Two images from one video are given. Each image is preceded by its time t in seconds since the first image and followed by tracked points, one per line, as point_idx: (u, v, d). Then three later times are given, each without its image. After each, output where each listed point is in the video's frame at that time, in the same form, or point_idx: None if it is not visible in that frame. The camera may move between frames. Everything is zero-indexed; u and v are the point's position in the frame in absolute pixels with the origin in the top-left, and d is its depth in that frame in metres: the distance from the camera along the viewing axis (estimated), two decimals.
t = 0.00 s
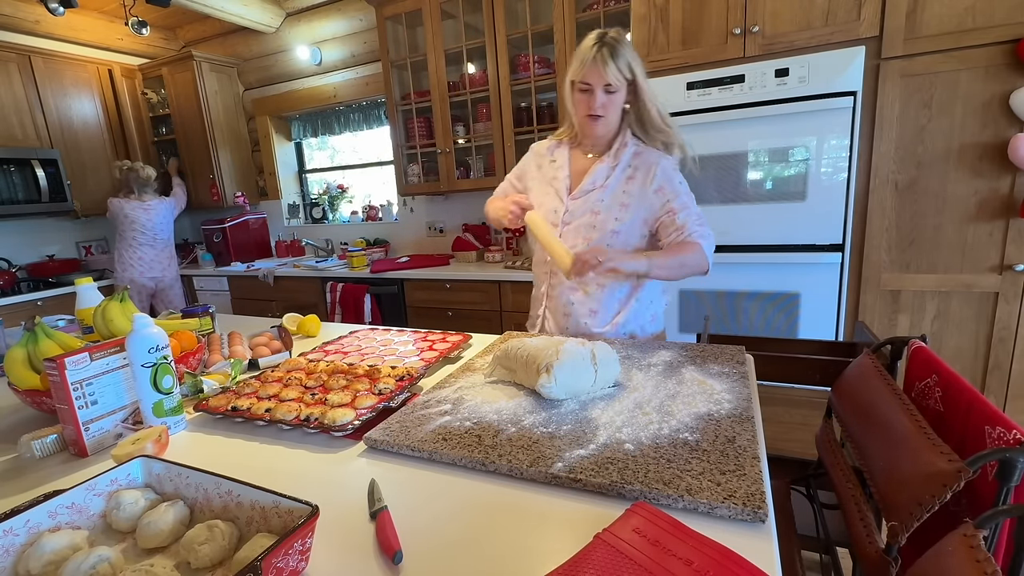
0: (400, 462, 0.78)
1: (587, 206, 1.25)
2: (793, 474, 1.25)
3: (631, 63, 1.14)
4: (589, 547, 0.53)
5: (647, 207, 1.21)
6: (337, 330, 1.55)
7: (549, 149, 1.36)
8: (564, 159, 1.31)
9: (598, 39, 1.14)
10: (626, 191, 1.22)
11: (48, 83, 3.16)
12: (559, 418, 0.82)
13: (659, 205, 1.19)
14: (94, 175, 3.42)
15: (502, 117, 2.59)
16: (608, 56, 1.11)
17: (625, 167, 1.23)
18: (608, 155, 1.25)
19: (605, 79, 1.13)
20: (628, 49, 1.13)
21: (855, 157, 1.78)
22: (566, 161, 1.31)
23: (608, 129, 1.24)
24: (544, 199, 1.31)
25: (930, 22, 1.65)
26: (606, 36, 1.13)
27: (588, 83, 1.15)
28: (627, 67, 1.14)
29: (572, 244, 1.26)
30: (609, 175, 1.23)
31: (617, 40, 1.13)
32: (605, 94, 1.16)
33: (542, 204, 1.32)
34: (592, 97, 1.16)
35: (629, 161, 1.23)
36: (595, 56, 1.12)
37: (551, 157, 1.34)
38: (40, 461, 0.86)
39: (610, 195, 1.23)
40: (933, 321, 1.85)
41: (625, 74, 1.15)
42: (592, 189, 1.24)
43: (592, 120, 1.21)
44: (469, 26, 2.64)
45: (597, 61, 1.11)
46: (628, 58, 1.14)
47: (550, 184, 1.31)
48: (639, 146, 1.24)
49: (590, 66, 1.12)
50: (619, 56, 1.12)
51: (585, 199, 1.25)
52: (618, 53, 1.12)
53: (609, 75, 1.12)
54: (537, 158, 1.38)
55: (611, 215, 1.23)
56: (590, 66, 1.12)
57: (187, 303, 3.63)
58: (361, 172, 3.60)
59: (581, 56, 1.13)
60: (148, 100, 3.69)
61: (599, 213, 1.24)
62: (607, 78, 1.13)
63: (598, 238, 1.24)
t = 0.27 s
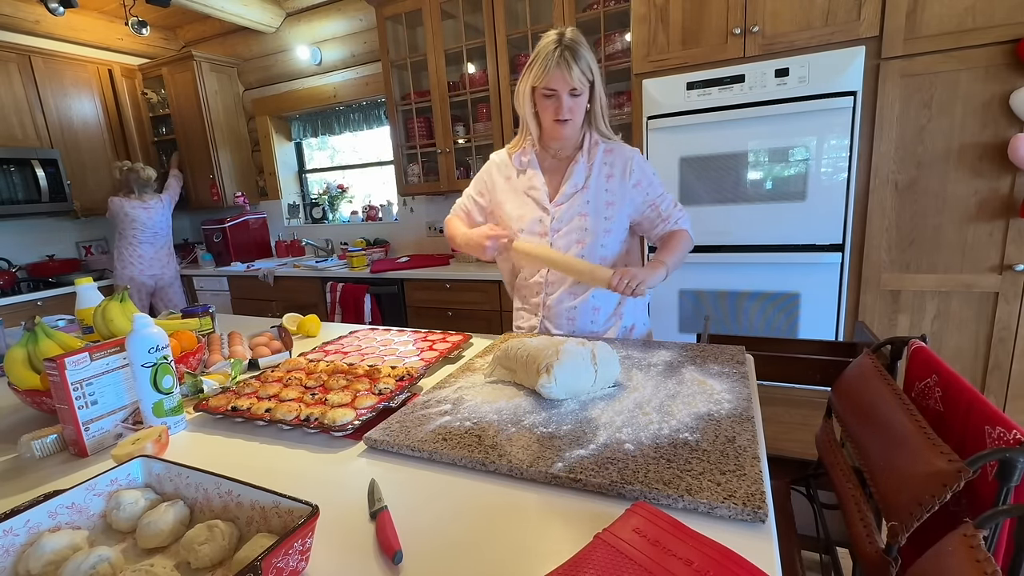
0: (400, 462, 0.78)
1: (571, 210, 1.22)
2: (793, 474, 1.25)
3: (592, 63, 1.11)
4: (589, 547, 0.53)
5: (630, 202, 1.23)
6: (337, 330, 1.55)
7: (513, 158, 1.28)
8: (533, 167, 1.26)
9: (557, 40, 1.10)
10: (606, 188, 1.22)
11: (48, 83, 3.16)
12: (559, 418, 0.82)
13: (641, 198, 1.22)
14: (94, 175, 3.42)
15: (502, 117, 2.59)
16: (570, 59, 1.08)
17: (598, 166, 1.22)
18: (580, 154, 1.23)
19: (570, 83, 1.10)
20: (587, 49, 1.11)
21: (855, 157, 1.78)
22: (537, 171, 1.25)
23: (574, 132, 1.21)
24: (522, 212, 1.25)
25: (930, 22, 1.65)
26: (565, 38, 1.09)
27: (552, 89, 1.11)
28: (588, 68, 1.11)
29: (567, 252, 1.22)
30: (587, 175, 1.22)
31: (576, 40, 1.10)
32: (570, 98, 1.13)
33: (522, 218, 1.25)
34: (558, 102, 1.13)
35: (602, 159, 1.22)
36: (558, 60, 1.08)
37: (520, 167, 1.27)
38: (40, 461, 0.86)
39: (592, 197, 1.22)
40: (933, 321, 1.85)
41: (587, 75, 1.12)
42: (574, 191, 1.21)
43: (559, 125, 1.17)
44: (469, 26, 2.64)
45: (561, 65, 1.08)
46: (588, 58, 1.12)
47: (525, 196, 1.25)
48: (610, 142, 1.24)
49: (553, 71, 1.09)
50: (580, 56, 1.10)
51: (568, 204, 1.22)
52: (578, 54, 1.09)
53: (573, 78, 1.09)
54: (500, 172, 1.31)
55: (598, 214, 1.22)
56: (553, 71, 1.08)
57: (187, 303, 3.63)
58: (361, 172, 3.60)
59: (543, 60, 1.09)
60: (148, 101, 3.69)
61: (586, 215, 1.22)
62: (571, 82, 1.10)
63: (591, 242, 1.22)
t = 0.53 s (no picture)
0: (400, 462, 0.78)
1: (572, 214, 1.22)
2: (793, 474, 1.25)
3: (588, 63, 1.11)
4: (589, 547, 0.53)
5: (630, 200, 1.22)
6: (337, 330, 1.55)
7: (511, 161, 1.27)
8: (533, 169, 1.24)
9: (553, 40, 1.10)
10: (606, 190, 1.22)
11: (48, 83, 3.15)
12: (559, 418, 0.82)
13: (641, 197, 1.21)
14: (94, 176, 3.42)
15: (502, 117, 2.59)
16: (565, 59, 1.08)
17: (598, 167, 1.22)
18: (580, 155, 1.23)
19: (566, 83, 1.10)
20: (583, 49, 1.11)
21: (855, 157, 1.78)
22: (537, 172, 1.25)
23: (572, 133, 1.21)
24: (523, 215, 1.25)
25: (930, 22, 1.65)
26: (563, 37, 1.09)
27: (548, 89, 1.11)
28: (585, 68, 1.11)
29: (571, 254, 1.23)
30: (588, 177, 1.22)
31: (572, 40, 1.10)
32: (567, 98, 1.13)
33: (526, 223, 1.24)
34: (554, 103, 1.13)
35: (601, 158, 1.23)
36: (553, 61, 1.08)
37: (519, 170, 1.25)
38: (40, 461, 0.86)
39: (593, 199, 1.22)
40: (933, 321, 1.85)
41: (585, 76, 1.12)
42: (577, 194, 1.22)
43: (556, 126, 1.17)
44: (469, 25, 2.64)
45: (557, 65, 1.08)
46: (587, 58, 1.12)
47: (528, 200, 1.25)
48: (609, 142, 1.24)
49: (548, 71, 1.09)
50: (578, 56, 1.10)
51: (570, 207, 1.22)
52: (575, 54, 1.09)
53: (569, 79, 1.10)
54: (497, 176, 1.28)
55: (600, 216, 1.22)
56: (549, 71, 1.09)
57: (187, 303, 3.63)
58: (361, 172, 3.60)
59: (538, 60, 1.09)
60: (148, 100, 3.69)
61: (588, 218, 1.22)
62: (567, 82, 1.10)
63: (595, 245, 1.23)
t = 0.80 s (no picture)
0: (400, 462, 0.78)
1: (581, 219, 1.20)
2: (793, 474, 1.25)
3: (598, 61, 1.06)
4: (589, 547, 0.53)
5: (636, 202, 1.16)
6: (337, 330, 1.55)
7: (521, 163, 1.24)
8: (544, 172, 1.22)
9: (561, 36, 1.05)
10: (615, 192, 1.17)
11: (48, 83, 3.15)
12: (559, 418, 0.82)
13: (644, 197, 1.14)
14: (94, 176, 3.42)
15: (502, 117, 2.59)
16: (574, 56, 1.03)
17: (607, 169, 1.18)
18: (589, 156, 1.19)
19: (575, 82, 1.05)
20: (593, 45, 1.05)
21: (855, 157, 1.78)
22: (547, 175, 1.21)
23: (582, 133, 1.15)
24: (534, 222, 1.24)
25: (930, 22, 1.65)
26: (573, 33, 1.04)
27: (556, 88, 1.06)
28: (594, 66, 1.06)
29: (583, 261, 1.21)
30: (596, 179, 1.18)
31: (581, 36, 1.05)
32: (576, 97, 1.07)
33: (537, 229, 1.24)
34: (562, 103, 1.08)
35: (610, 158, 1.18)
36: (561, 58, 1.03)
37: (530, 173, 1.23)
38: (40, 461, 0.87)
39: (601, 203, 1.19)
40: (933, 321, 1.85)
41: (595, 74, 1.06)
42: (586, 199, 1.18)
43: (565, 126, 1.12)
44: (469, 25, 2.64)
45: (564, 63, 1.03)
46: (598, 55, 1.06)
47: (539, 205, 1.23)
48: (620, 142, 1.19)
49: (556, 69, 1.04)
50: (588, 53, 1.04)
51: (580, 212, 1.20)
52: (585, 51, 1.04)
53: (578, 77, 1.04)
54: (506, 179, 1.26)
55: (608, 220, 1.19)
56: (557, 69, 1.03)
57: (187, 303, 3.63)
58: (361, 172, 3.60)
59: (546, 58, 1.04)
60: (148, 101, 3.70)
61: (597, 223, 1.19)
62: (576, 81, 1.05)
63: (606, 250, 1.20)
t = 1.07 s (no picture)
0: (400, 462, 0.78)
1: (595, 222, 1.17)
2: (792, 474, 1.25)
3: (613, 56, 0.99)
4: (589, 547, 0.53)
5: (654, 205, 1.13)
6: (337, 330, 1.55)
7: (537, 157, 1.20)
8: (560, 170, 1.18)
9: (571, 31, 0.99)
10: (633, 194, 1.14)
11: (48, 83, 3.15)
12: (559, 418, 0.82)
13: (668, 199, 1.11)
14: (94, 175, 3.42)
15: (502, 117, 2.60)
16: (584, 56, 0.97)
17: (626, 170, 1.14)
18: (607, 155, 1.14)
19: (585, 85, 1.00)
20: (609, 39, 0.98)
21: (855, 157, 1.79)
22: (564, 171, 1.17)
23: (599, 130, 1.11)
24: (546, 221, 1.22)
25: (930, 22, 1.65)
26: (583, 27, 0.98)
27: (566, 90, 1.02)
28: (609, 63, 0.99)
29: (595, 268, 1.20)
30: (614, 180, 1.14)
31: (594, 30, 0.98)
32: (587, 99, 1.03)
33: (548, 230, 1.22)
34: (573, 104, 1.04)
35: (632, 157, 1.14)
36: (571, 59, 0.98)
37: (545, 168, 1.19)
38: (40, 461, 0.87)
39: (617, 204, 1.15)
40: (933, 322, 1.85)
41: (609, 72, 1.00)
42: (602, 202, 1.15)
43: (578, 127, 1.09)
44: (469, 26, 2.64)
45: (574, 65, 0.98)
46: (613, 49, 0.98)
47: (552, 205, 1.20)
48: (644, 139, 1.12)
49: (564, 71, 0.99)
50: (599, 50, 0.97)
51: (595, 216, 1.17)
52: (597, 47, 0.97)
53: (588, 80, 0.99)
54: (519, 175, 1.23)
55: (629, 227, 1.16)
56: (566, 71, 0.99)
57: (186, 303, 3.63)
58: (361, 172, 3.60)
59: (553, 57, 0.99)
60: (148, 101, 3.70)
61: (611, 227, 1.17)
62: (586, 84, 1.00)
63: (620, 252, 1.18)
